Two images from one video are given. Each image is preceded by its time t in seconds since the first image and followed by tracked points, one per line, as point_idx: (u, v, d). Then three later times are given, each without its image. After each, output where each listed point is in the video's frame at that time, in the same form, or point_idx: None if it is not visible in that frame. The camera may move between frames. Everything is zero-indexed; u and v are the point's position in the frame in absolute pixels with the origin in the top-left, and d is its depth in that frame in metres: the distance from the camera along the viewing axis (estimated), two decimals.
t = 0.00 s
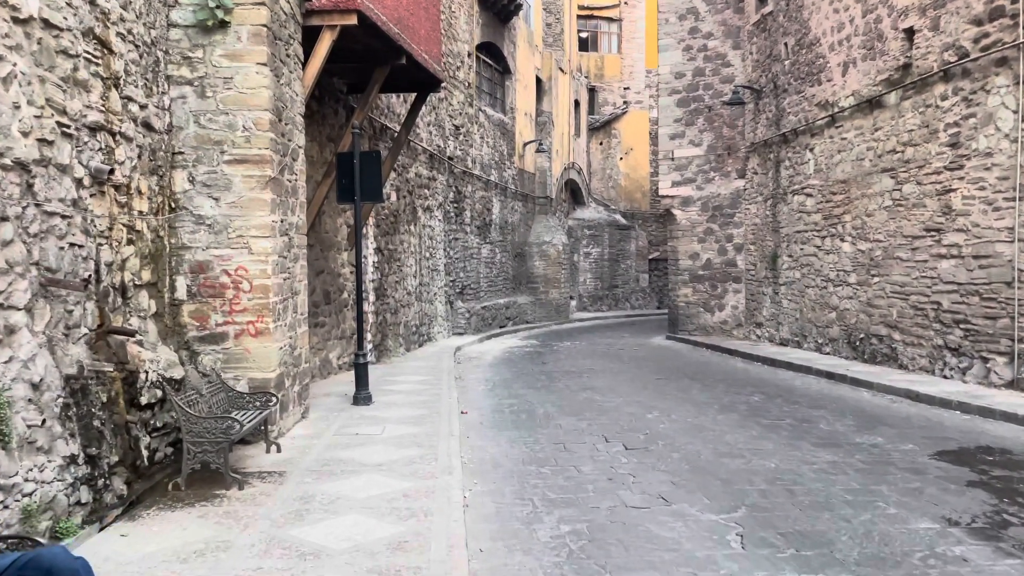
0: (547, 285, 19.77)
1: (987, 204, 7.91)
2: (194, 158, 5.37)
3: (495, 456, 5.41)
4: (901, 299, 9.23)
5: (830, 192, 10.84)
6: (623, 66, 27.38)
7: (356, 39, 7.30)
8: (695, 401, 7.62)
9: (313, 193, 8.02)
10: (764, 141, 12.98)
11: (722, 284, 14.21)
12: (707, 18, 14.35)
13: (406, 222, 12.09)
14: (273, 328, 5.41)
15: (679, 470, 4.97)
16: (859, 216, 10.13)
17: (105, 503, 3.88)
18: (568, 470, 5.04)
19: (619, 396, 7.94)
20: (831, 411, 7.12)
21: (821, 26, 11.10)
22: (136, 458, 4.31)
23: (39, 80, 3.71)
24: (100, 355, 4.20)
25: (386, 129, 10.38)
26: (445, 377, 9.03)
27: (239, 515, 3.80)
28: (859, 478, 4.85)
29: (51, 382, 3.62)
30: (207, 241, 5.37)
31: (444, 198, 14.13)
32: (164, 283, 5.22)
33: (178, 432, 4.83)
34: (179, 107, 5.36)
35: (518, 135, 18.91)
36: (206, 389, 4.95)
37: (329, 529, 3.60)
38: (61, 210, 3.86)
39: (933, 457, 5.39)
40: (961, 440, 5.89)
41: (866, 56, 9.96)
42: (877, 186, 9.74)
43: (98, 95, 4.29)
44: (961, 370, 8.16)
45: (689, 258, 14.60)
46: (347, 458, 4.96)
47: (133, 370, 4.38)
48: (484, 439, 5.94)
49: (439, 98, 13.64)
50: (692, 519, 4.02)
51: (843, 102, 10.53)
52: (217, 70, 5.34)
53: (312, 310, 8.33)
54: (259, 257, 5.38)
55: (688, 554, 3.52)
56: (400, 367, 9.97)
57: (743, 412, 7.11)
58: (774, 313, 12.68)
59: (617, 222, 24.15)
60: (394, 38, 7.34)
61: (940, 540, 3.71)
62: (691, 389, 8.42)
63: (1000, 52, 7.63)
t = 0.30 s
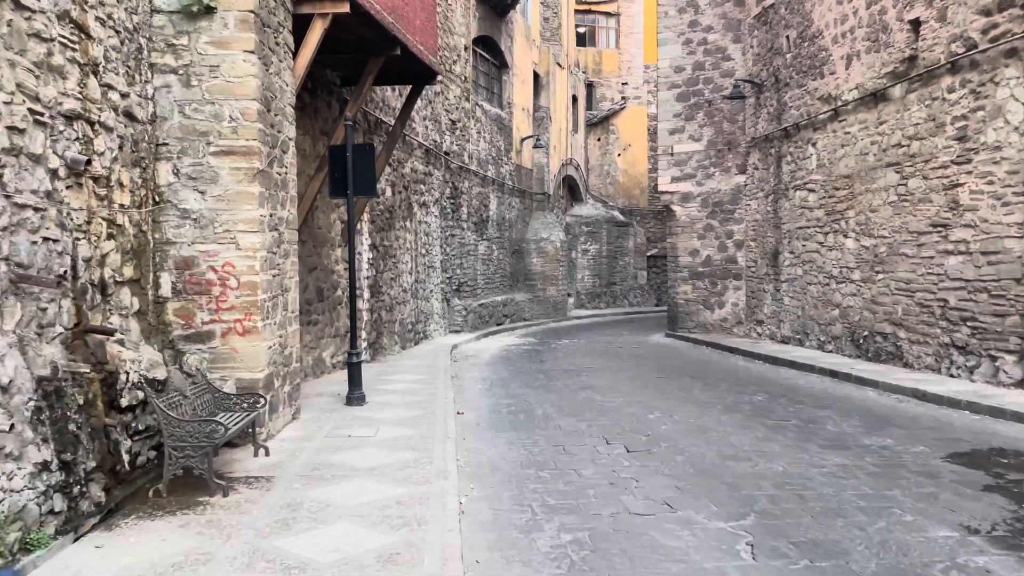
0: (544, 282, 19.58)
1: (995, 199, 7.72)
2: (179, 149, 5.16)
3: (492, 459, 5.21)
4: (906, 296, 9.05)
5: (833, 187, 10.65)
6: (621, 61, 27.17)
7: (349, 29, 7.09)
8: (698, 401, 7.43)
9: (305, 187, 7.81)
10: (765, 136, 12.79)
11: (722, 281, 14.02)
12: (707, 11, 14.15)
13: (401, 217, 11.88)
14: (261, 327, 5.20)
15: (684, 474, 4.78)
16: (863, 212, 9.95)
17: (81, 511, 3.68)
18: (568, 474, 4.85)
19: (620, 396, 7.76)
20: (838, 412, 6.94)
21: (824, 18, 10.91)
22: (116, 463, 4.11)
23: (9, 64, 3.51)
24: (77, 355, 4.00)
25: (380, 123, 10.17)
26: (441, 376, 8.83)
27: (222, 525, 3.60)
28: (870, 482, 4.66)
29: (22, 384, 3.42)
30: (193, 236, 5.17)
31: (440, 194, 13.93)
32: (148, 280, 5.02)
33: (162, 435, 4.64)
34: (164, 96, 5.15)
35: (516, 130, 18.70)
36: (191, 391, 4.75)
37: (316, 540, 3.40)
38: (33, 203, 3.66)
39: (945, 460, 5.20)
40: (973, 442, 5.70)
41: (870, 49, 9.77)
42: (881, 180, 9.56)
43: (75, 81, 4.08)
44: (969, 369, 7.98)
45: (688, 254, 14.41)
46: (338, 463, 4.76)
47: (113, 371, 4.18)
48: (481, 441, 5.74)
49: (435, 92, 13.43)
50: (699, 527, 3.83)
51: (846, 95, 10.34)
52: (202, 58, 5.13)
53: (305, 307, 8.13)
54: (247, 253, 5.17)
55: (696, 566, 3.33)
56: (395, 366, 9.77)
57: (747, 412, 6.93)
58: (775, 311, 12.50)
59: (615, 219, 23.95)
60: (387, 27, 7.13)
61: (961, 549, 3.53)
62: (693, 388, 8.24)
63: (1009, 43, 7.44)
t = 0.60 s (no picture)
0: (542, 280, 19.39)
1: (1004, 196, 7.53)
2: (162, 144, 4.95)
3: (489, 466, 5.02)
4: (912, 295, 8.87)
5: (836, 184, 10.47)
6: (619, 58, 26.97)
7: (341, 21, 6.89)
8: (700, 403, 7.24)
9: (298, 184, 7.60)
10: (766, 132, 12.60)
11: (722, 279, 13.84)
12: (707, 6, 13.95)
13: (396, 215, 11.67)
14: (248, 329, 5.00)
15: (688, 482, 4.59)
16: (866, 209, 9.77)
17: (54, 526, 3.48)
18: (567, 482, 4.66)
19: (620, 398, 7.56)
20: (844, 415, 6.75)
21: (826, 12, 10.72)
22: (92, 474, 3.90)
23: None
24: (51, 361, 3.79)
25: (374, 119, 9.96)
26: (437, 377, 8.63)
27: (202, 541, 3.40)
28: (882, 491, 4.47)
29: None
30: (176, 234, 4.96)
31: (436, 191, 13.73)
32: (129, 280, 4.81)
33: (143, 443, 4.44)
34: (146, 88, 4.94)
35: (513, 127, 18.49)
36: (175, 396, 4.55)
37: (300, 558, 3.20)
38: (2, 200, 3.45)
39: (958, 466, 5.02)
40: (985, 447, 5.52)
41: (874, 43, 9.58)
42: (886, 177, 9.37)
43: (49, 71, 3.88)
44: (976, 370, 7.80)
45: (688, 252, 14.23)
46: (327, 471, 4.56)
47: (90, 377, 3.98)
48: (477, 447, 5.55)
49: (431, 87, 13.22)
50: (706, 540, 3.64)
51: (849, 91, 10.16)
52: (186, 49, 4.92)
53: (296, 307, 7.93)
54: (233, 252, 4.97)
55: None
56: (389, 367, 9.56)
57: (751, 415, 6.74)
58: (776, 310, 12.32)
59: (613, 217, 23.76)
60: (381, 20, 6.92)
61: (983, 565, 3.34)
62: (694, 390, 8.05)
63: (1018, 37, 7.25)
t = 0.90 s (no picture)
0: (540, 279, 19.21)
1: (1014, 193, 7.35)
2: (146, 136, 4.75)
3: (486, 472, 4.83)
4: (918, 294, 8.69)
5: (839, 180, 10.29)
6: (617, 55, 26.77)
7: (334, 11, 6.69)
8: (703, 405, 7.06)
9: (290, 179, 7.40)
10: (768, 128, 12.41)
11: (722, 278, 13.66)
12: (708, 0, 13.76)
13: (392, 212, 11.47)
14: (235, 329, 4.81)
15: (694, 489, 4.40)
16: (871, 207, 9.59)
17: (26, 539, 3.28)
18: (568, 489, 4.46)
19: (620, 399, 7.38)
20: (851, 417, 6.57)
21: (830, 6, 10.54)
22: (69, 482, 3.70)
23: None
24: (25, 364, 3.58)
25: (369, 114, 9.76)
26: (433, 378, 8.44)
27: (183, 555, 3.20)
28: (898, 498, 4.29)
29: None
30: (161, 231, 4.76)
31: (433, 188, 13.53)
32: (111, 278, 4.61)
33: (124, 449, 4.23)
34: (129, 78, 4.73)
35: (511, 124, 18.29)
36: (159, 400, 4.35)
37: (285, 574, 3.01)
38: None
39: (973, 471, 4.84)
40: (999, 450, 5.33)
41: (879, 37, 9.39)
42: (891, 174, 9.19)
43: (23, 58, 3.67)
44: (985, 370, 7.62)
45: (687, 250, 14.05)
46: (317, 478, 4.36)
47: (68, 380, 3.78)
48: (474, 451, 5.35)
49: (428, 83, 13.01)
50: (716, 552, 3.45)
51: (853, 86, 9.98)
52: (171, 37, 4.72)
53: (288, 306, 7.73)
54: (220, 249, 4.77)
55: None
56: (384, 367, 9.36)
57: (756, 417, 6.55)
58: (777, 309, 12.15)
59: (611, 215, 23.58)
60: (376, 11, 6.73)
61: None
62: (696, 391, 7.87)
63: None
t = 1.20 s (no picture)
0: (538, 278, 19.01)
1: None
2: (131, 130, 4.54)
3: (486, 480, 4.64)
4: (926, 294, 8.51)
5: (845, 178, 10.11)
6: (616, 52, 26.59)
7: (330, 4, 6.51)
8: (708, 408, 6.87)
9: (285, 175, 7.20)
10: (771, 126, 12.23)
11: (724, 277, 13.47)
12: None
13: (389, 210, 11.27)
14: (225, 331, 4.61)
15: (704, 499, 4.20)
16: (877, 205, 9.41)
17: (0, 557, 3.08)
18: (572, 498, 4.27)
19: (624, 402, 7.19)
20: (861, 420, 6.39)
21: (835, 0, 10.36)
22: (47, 493, 3.50)
23: None
24: None
25: (365, 110, 9.57)
26: (431, 380, 8.24)
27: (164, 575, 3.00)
28: (917, 508, 4.10)
29: None
30: (147, 229, 4.57)
31: (430, 186, 13.33)
32: (94, 278, 4.40)
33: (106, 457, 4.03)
34: (113, 69, 4.53)
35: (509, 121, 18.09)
36: (143, 406, 4.16)
37: None
38: None
39: (992, 479, 4.66)
40: (1017, 456, 5.16)
41: (886, 31, 9.21)
42: (898, 171, 9.01)
43: None
44: (996, 372, 7.44)
45: (688, 250, 13.86)
46: (310, 487, 4.16)
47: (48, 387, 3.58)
48: (474, 458, 5.15)
49: (425, 79, 12.82)
50: (731, 568, 3.26)
51: (859, 82, 9.80)
52: (157, 26, 4.53)
53: (282, 306, 7.54)
54: (209, 247, 4.57)
55: None
56: (381, 368, 9.16)
57: (764, 420, 6.37)
58: (780, 309, 11.96)
59: (610, 214, 23.39)
60: (372, 3, 6.55)
61: None
62: (700, 393, 7.68)
63: None
